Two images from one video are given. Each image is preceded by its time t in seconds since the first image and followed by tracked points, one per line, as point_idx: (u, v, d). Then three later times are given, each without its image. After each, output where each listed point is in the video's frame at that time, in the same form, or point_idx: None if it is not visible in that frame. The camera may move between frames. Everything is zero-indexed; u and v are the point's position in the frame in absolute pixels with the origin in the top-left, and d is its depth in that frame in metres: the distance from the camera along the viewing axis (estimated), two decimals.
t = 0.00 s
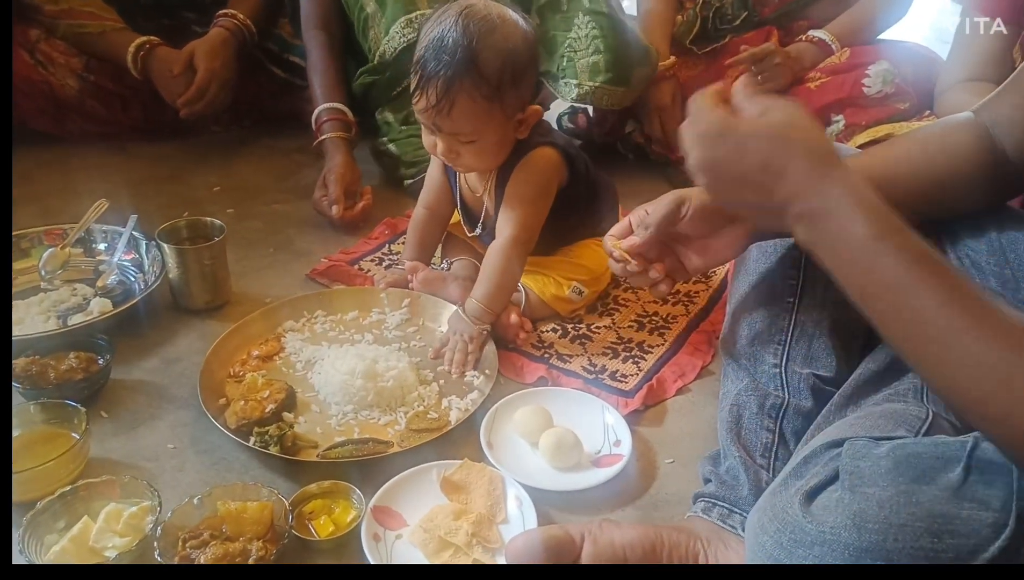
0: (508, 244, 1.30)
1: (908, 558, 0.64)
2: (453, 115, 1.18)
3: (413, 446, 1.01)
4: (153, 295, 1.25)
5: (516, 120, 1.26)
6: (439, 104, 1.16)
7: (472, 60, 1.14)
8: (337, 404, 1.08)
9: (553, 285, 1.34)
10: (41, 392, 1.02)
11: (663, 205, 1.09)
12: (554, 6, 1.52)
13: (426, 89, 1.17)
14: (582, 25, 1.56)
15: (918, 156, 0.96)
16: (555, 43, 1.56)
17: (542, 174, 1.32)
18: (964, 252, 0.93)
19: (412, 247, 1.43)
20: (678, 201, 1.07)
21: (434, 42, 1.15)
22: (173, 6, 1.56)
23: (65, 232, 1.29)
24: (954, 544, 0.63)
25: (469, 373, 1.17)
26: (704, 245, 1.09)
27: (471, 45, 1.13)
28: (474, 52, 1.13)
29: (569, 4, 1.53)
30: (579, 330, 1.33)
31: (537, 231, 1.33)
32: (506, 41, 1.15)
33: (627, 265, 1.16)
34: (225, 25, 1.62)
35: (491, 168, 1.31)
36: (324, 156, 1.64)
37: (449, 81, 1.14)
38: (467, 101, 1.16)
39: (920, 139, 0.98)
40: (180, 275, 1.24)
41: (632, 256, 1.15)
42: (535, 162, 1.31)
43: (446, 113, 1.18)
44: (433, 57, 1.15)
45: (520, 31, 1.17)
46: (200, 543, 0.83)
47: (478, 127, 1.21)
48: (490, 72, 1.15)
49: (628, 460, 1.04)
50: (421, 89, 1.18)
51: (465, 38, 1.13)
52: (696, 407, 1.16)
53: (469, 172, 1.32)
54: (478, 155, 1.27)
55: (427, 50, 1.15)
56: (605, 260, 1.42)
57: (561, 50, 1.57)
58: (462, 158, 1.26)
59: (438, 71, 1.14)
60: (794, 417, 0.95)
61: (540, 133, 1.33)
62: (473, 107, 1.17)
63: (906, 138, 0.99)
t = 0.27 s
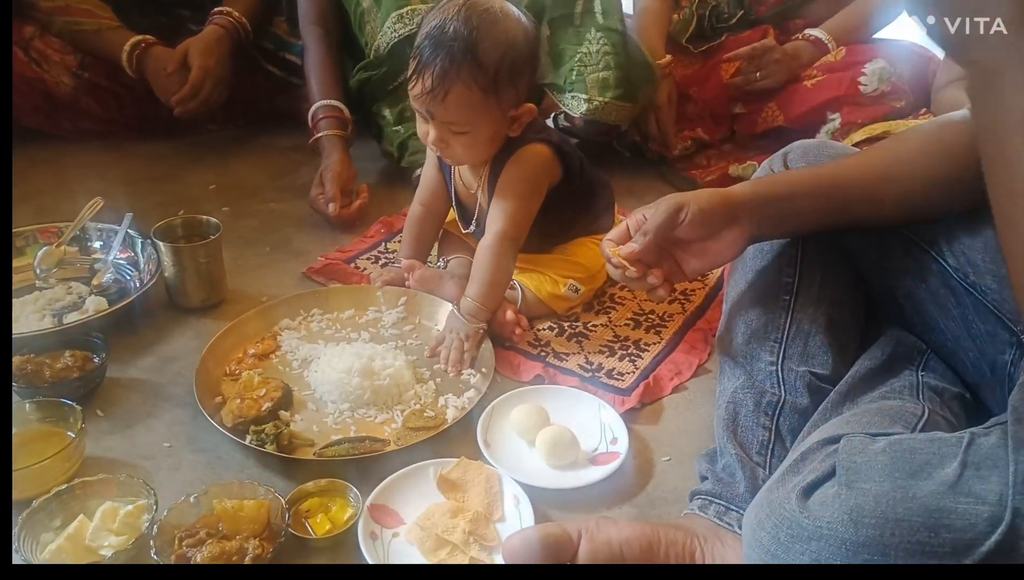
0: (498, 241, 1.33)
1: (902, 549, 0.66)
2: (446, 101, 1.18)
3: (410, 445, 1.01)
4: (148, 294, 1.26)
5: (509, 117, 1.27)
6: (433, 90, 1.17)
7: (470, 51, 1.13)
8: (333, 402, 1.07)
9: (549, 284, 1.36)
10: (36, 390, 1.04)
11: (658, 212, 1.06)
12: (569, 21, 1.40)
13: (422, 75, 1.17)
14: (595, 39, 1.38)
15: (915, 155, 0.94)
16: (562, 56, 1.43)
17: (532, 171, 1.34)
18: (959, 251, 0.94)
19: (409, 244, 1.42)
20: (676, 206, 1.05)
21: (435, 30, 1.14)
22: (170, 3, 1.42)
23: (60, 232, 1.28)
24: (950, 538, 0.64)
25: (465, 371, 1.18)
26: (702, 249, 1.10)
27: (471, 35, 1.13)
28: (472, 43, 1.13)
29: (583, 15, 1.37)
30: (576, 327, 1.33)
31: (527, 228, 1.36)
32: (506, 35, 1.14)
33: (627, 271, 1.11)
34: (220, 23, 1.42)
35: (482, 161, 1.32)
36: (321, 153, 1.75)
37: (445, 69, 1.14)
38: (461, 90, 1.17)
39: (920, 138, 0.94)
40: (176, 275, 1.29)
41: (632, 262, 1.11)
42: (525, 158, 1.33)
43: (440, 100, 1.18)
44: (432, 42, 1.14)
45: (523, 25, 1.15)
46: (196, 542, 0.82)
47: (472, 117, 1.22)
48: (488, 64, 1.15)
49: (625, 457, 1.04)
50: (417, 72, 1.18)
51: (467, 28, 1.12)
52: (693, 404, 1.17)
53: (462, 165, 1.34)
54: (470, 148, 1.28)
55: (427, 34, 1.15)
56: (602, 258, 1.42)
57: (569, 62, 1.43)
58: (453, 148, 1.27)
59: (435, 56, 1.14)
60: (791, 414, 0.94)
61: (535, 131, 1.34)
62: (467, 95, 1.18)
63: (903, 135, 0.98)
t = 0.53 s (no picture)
0: (493, 238, 1.30)
1: (901, 547, 0.65)
2: (438, 97, 1.17)
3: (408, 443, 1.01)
4: (146, 292, 1.25)
5: (501, 114, 1.26)
6: (425, 85, 1.16)
7: (463, 46, 1.13)
8: (331, 400, 1.08)
9: (546, 282, 1.35)
10: (34, 388, 1.03)
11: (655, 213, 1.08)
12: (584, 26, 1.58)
13: (413, 70, 1.17)
14: (609, 48, 1.63)
15: (911, 156, 0.97)
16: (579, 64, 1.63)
17: (530, 168, 1.33)
18: (956, 250, 0.94)
19: (407, 241, 1.43)
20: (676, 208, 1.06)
21: (428, 25, 1.15)
22: None
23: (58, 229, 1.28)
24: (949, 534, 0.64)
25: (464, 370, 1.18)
26: (701, 249, 1.10)
27: (465, 31, 1.13)
28: (465, 38, 1.13)
29: (597, 24, 1.59)
30: (574, 326, 1.33)
31: (524, 225, 1.34)
32: (500, 31, 1.15)
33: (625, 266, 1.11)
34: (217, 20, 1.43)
35: (477, 158, 1.32)
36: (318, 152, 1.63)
37: (437, 64, 1.14)
38: (453, 85, 1.16)
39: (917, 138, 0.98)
40: (174, 273, 1.27)
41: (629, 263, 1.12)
42: (521, 156, 1.32)
43: (432, 95, 1.17)
44: (426, 38, 1.15)
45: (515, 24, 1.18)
46: (195, 539, 0.82)
47: (463, 113, 1.21)
48: (481, 60, 1.15)
49: (623, 454, 1.04)
50: (409, 67, 1.18)
51: (461, 23, 1.13)
52: (691, 402, 1.17)
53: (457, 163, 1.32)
54: (462, 142, 1.26)
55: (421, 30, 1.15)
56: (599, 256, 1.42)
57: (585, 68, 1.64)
58: (446, 144, 1.26)
59: (428, 52, 1.14)
60: (788, 412, 0.94)
61: (530, 129, 1.34)
62: (460, 90, 1.17)
63: (895, 139, 1.00)
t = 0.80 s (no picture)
0: (491, 238, 1.31)
1: (898, 545, 0.66)
2: (428, 94, 1.18)
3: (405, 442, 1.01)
4: (143, 291, 1.25)
5: (494, 111, 1.26)
6: (416, 81, 1.17)
7: (455, 43, 1.13)
8: (328, 399, 1.08)
9: (542, 280, 1.35)
10: (30, 386, 1.02)
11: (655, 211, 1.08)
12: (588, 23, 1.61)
13: (405, 66, 1.17)
14: (612, 42, 1.66)
15: (909, 155, 0.98)
16: (583, 58, 1.66)
17: (527, 167, 1.33)
18: (952, 249, 0.94)
19: (405, 240, 1.42)
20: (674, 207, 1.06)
21: (422, 21, 1.15)
22: None
23: (55, 228, 1.25)
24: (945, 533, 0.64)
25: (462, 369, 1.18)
26: (698, 249, 1.10)
27: (457, 28, 1.12)
28: (458, 35, 1.13)
29: (601, 19, 1.62)
30: (571, 324, 1.33)
31: (521, 224, 1.34)
32: (494, 29, 1.15)
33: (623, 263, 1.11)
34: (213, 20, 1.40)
35: (472, 155, 1.32)
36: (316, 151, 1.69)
37: (428, 60, 1.14)
38: (443, 81, 1.16)
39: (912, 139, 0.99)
40: (171, 271, 1.26)
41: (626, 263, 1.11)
42: (519, 155, 1.32)
43: (423, 91, 1.18)
44: (418, 33, 1.15)
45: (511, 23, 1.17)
46: (192, 538, 0.82)
47: (454, 110, 1.21)
48: (472, 58, 1.15)
49: (620, 453, 1.04)
50: (402, 63, 1.18)
51: (453, 20, 1.12)
52: (688, 401, 1.17)
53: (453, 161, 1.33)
54: (455, 139, 1.27)
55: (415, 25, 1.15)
56: (595, 255, 1.42)
57: (589, 63, 1.68)
58: (438, 142, 1.26)
59: (420, 48, 1.14)
60: (785, 410, 0.94)
61: (525, 128, 1.35)
62: (450, 88, 1.17)
63: (890, 139, 1.00)
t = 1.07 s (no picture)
0: (491, 239, 1.31)
1: (895, 544, 0.66)
2: (427, 93, 1.18)
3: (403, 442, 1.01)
4: (141, 290, 1.24)
5: (493, 112, 1.26)
6: (415, 80, 1.17)
7: (453, 42, 1.14)
8: (326, 400, 1.08)
9: (540, 280, 1.35)
10: (26, 388, 1.02)
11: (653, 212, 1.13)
12: (591, 21, 1.62)
13: (404, 65, 1.18)
14: (617, 40, 1.64)
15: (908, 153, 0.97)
16: (586, 56, 1.68)
17: (527, 165, 1.32)
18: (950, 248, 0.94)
19: (401, 241, 1.43)
20: (672, 210, 1.10)
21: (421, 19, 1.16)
22: None
23: (51, 228, 1.25)
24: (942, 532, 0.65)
25: (459, 369, 1.18)
26: (697, 250, 1.14)
27: (455, 26, 1.14)
28: (456, 34, 1.14)
29: (605, 18, 1.61)
30: (569, 325, 1.33)
31: (520, 226, 1.34)
32: (491, 27, 1.16)
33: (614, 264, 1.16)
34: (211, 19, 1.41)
35: (471, 155, 1.32)
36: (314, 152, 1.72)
37: (426, 59, 1.15)
38: (442, 81, 1.17)
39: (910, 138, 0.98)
40: (168, 271, 1.26)
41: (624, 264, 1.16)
42: (518, 154, 1.32)
43: (421, 90, 1.18)
44: (417, 32, 1.16)
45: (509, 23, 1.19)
46: (189, 539, 0.82)
47: (452, 110, 1.21)
48: (471, 56, 1.16)
49: (618, 452, 1.04)
50: (402, 64, 1.19)
51: (451, 18, 1.14)
52: (686, 401, 1.17)
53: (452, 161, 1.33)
54: (453, 139, 1.27)
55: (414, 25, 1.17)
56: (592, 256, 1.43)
57: (592, 61, 1.69)
58: (437, 142, 1.26)
59: (419, 46, 1.15)
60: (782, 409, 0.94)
61: (524, 127, 1.34)
62: (449, 87, 1.17)
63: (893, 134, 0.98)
